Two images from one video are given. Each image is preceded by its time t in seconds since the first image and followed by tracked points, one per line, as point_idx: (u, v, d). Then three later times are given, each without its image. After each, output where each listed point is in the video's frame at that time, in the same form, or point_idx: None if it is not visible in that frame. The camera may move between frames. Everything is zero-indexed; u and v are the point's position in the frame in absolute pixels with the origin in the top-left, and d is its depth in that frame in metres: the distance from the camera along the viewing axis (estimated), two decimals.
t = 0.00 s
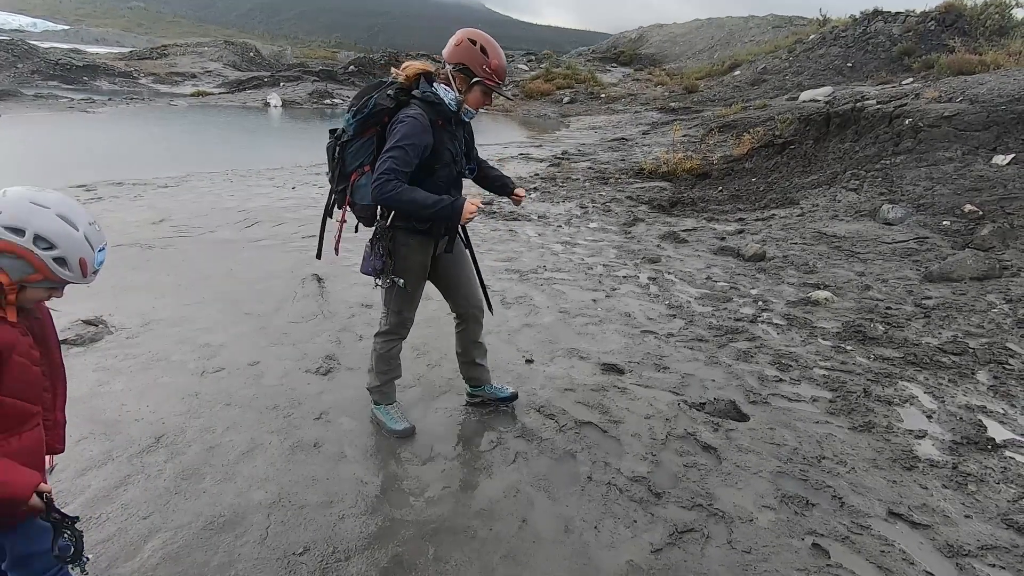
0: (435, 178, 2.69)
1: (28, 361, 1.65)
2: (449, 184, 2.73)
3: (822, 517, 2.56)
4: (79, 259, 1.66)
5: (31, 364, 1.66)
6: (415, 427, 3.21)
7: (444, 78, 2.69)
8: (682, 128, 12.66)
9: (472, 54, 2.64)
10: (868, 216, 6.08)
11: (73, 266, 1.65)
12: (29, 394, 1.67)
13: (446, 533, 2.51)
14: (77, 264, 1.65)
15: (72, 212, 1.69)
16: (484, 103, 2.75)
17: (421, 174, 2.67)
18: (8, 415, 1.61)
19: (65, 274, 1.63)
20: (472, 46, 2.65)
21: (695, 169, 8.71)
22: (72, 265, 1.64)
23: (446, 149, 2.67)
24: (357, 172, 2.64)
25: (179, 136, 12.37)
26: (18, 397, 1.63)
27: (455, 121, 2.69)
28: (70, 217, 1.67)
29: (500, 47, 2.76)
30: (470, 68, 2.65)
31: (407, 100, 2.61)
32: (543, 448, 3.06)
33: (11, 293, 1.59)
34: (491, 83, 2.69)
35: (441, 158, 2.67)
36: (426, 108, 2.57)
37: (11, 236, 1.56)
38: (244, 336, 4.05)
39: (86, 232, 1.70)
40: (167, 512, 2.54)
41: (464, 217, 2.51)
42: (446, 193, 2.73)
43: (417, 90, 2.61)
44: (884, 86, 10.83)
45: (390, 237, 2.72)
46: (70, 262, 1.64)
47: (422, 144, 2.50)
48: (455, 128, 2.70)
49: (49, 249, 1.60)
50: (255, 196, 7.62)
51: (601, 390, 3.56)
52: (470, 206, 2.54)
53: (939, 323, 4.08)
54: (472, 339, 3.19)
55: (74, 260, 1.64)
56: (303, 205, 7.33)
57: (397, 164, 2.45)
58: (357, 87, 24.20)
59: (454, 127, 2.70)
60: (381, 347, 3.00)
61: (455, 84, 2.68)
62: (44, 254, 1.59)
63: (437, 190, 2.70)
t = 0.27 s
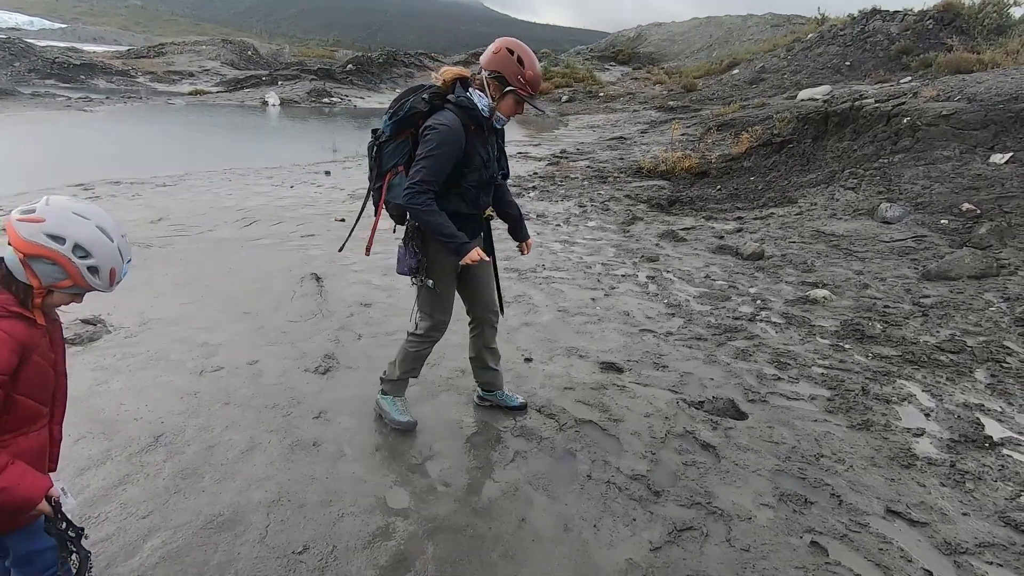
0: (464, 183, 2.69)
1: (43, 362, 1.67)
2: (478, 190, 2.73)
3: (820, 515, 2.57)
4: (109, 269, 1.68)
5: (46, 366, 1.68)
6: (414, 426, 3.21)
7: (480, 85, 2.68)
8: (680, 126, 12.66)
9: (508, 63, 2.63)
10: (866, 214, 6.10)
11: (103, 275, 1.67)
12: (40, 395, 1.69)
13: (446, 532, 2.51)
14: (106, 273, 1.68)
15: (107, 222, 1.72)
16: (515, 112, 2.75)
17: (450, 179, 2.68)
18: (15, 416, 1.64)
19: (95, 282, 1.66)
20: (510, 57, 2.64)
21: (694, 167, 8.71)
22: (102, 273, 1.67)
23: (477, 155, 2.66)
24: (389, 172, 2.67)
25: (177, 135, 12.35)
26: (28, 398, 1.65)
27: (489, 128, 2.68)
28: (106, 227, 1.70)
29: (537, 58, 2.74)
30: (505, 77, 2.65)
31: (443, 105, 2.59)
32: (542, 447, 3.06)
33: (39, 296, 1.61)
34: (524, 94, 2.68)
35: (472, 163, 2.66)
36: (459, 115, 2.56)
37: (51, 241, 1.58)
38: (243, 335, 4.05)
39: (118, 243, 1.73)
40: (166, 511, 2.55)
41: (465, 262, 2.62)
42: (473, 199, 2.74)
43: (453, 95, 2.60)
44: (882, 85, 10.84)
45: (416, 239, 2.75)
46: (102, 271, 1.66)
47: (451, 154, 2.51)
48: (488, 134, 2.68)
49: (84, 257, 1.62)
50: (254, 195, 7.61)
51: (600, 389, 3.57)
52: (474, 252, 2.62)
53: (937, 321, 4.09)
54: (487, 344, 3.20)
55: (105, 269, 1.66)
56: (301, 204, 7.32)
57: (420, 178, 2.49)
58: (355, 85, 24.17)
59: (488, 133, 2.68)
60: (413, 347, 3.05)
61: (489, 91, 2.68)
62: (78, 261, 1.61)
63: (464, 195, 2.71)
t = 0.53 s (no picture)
0: (460, 183, 2.68)
1: (29, 352, 1.65)
2: (473, 191, 2.73)
3: (815, 513, 2.58)
4: (97, 260, 1.66)
5: (31, 357, 1.66)
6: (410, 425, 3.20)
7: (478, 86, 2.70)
8: (677, 126, 12.67)
9: (508, 65, 2.66)
10: (861, 214, 6.11)
11: (91, 266, 1.64)
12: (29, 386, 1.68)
13: (442, 531, 2.51)
14: (94, 264, 1.65)
15: (98, 214, 1.71)
16: (514, 114, 2.77)
17: (445, 179, 2.67)
18: (1, 407, 1.64)
19: (83, 272, 1.63)
20: (510, 60, 2.66)
21: (691, 167, 8.72)
22: (90, 264, 1.64)
23: (473, 155, 2.65)
24: (384, 168, 2.68)
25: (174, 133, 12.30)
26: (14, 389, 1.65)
27: (485, 129, 2.66)
28: (96, 218, 1.69)
29: (537, 63, 2.77)
30: (505, 79, 2.67)
31: (440, 104, 2.58)
32: (538, 446, 3.07)
33: (28, 286, 1.60)
34: (524, 97, 2.70)
35: (468, 163, 2.66)
36: (456, 116, 2.55)
37: (38, 230, 1.57)
38: (238, 334, 4.04)
39: (108, 235, 1.71)
40: (161, 511, 2.54)
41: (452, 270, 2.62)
42: (467, 200, 2.73)
43: (451, 94, 2.59)
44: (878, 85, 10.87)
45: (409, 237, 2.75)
46: (89, 261, 1.63)
47: (446, 155, 2.51)
48: (485, 134, 2.67)
49: (72, 247, 1.61)
50: (249, 193, 7.59)
51: (596, 387, 3.57)
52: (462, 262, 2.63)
53: (932, 320, 4.11)
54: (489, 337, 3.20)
55: (93, 259, 1.64)
56: (298, 202, 7.30)
57: (415, 178, 2.49)
58: (352, 83, 24.12)
59: (484, 134, 2.67)
60: (413, 345, 3.08)
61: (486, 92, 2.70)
62: (66, 251, 1.60)
63: (458, 195, 2.71)
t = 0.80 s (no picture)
0: (460, 186, 2.68)
1: (18, 345, 1.60)
2: (474, 193, 2.72)
3: (809, 512, 2.59)
4: (87, 254, 1.65)
5: (22, 350, 1.61)
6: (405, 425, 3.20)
7: (474, 89, 2.71)
8: (673, 126, 12.69)
9: (502, 66, 2.67)
10: (856, 214, 6.14)
11: (80, 260, 1.63)
12: (23, 377, 1.62)
13: (437, 530, 2.51)
14: (83, 258, 1.64)
15: (85, 208, 1.70)
16: (511, 115, 2.77)
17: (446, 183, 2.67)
18: None
19: (72, 266, 1.62)
20: (504, 61, 2.67)
21: (686, 167, 8.74)
22: (79, 258, 1.63)
23: (473, 158, 2.63)
24: (385, 180, 2.67)
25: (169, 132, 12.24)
26: (8, 381, 1.58)
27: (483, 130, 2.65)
28: (83, 212, 1.68)
29: (531, 63, 2.78)
30: (500, 80, 2.67)
31: (437, 110, 2.56)
32: (533, 445, 3.07)
33: (18, 280, 1.57)
34: (519, 98, 2.71)
35: (468, 167, 2.65)
36: (454, 120, 2.53)
37: (26, 224, 1.56)
38: (233, 333, 4.02)
39: (96, 228, 1.70)
40: (155, 511, 2.53)
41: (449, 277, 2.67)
42: (469, 203, 2.72)
43: (447, 100, 2.57)
44: (873, 86, 10.91)
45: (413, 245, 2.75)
46: (78, 256, 1.63)
47: (446, 161, 2.50)
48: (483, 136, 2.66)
49: (60, 241, 1.60)
50: (245, 192, 7.57)
51: (592, 387, 3.58)
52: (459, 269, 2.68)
53: (925, 320, 4.13)
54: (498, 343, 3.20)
55: (82, 253, 1.63)
56: (293, 201, 7.29)
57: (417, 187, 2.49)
58: (348, 82, 24.07)
59: (482, 135, 2.66)
60: (420, 351, 3.09)
61: (482, 94, 2.70)
62: (54, 244, 1.58)
63: (460, 199, 2.70)
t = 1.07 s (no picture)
0: (460, 186, 2.68)
1: (24, 345, 1.55)
2: (474, 194, 2.73)
3: (804, 510, 2.60)
4: (98, 255, 1.62)
5: (28, 349, 1.56)
6: (401, 424, 3.20)
7: (475, 87, 2.70)
8: (669, 125, 12.71)
9: (503, 64, 2.66)
10: (851, 213, 6.16)
11: (91, 261, 1.61)
12: (29, 377, 1.57)
13: (434, 530, 2.51)
14: (94, 259, 1.61)
15: (101, 207, 1.67)
16: (512, 114, 2.77)
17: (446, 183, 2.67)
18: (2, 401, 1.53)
19: (82, 268, 1.60)
20: (505, 59, 2.67)
21: (682, 166, 8.76)
22: (90, 260, 1.61)
23: (473, 158, 2.63)
24: (384, 175, 2.68)
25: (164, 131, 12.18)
26: (11, 381, 1.54)
27: (485, 132, 2.65)
28: (97, 213, 1.65)
29: (532, 61, 2.77)
30: (501, 78, 2.67)
31: (440, 108, 2.56)
32: (529, 444, 3.08)
33: (31, 281, 1.57)
34: (521, 96, 2.71)
35: (468, 167, 2.65)
36: (456, 120, 2.53)
37: (37, 225, 1.55)
38: (228, 333, 4.01)
39: (110, 230, 1.66)
40: (151, 511, 2.52)
41: (456, 274, 2.63)
42: (468, 203, 2.73)
43: (450, 99, 2.57)
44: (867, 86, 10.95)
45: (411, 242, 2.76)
46: (88, 258, 1.60)
47: (447, 160, 2.50)
48: (485, 137, 2.67)
49: (71, 242, 1.57)
50: (240, 191, 7.54)
51: (588, 386, 3.58)
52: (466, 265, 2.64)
53: (920, 318, 4.15)
54: (494, 341, 3.20)
55: (93, 255, 1.60)
56: (289, 200, 7.27)
57: (416, 184, 2.49)
58: (343, 80, 24.01)
59: (484, 136, 2.66)
60: (416, 350, 3.08)
61: (484, 92, 2.70)
62: (64, 246, 1.56)
63: (460, 199, 2.71)
